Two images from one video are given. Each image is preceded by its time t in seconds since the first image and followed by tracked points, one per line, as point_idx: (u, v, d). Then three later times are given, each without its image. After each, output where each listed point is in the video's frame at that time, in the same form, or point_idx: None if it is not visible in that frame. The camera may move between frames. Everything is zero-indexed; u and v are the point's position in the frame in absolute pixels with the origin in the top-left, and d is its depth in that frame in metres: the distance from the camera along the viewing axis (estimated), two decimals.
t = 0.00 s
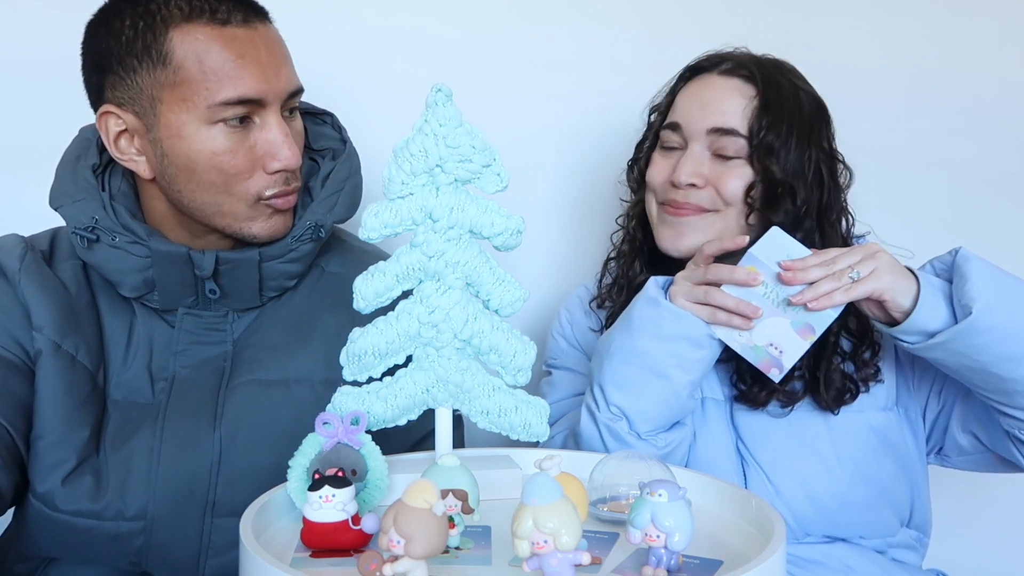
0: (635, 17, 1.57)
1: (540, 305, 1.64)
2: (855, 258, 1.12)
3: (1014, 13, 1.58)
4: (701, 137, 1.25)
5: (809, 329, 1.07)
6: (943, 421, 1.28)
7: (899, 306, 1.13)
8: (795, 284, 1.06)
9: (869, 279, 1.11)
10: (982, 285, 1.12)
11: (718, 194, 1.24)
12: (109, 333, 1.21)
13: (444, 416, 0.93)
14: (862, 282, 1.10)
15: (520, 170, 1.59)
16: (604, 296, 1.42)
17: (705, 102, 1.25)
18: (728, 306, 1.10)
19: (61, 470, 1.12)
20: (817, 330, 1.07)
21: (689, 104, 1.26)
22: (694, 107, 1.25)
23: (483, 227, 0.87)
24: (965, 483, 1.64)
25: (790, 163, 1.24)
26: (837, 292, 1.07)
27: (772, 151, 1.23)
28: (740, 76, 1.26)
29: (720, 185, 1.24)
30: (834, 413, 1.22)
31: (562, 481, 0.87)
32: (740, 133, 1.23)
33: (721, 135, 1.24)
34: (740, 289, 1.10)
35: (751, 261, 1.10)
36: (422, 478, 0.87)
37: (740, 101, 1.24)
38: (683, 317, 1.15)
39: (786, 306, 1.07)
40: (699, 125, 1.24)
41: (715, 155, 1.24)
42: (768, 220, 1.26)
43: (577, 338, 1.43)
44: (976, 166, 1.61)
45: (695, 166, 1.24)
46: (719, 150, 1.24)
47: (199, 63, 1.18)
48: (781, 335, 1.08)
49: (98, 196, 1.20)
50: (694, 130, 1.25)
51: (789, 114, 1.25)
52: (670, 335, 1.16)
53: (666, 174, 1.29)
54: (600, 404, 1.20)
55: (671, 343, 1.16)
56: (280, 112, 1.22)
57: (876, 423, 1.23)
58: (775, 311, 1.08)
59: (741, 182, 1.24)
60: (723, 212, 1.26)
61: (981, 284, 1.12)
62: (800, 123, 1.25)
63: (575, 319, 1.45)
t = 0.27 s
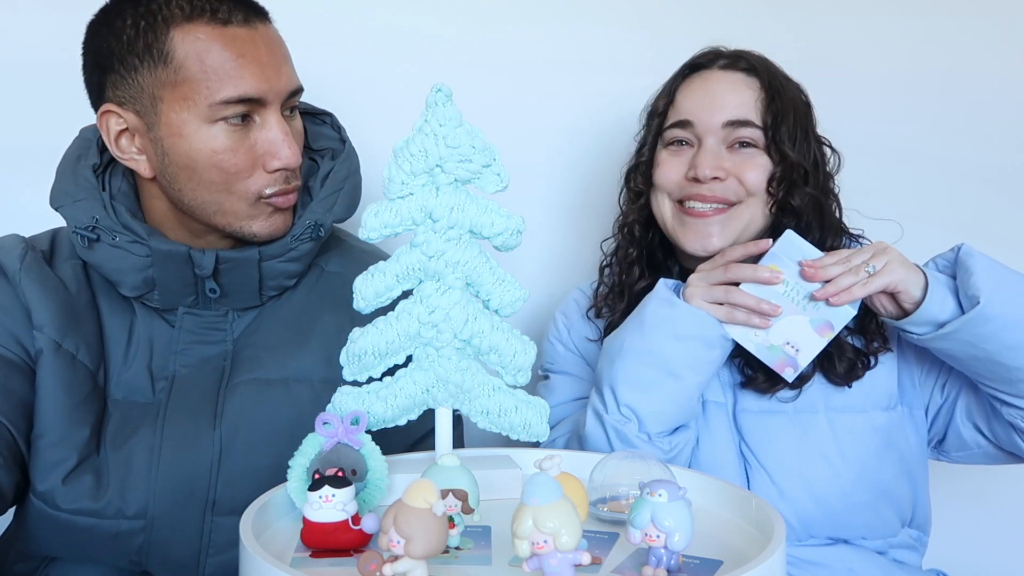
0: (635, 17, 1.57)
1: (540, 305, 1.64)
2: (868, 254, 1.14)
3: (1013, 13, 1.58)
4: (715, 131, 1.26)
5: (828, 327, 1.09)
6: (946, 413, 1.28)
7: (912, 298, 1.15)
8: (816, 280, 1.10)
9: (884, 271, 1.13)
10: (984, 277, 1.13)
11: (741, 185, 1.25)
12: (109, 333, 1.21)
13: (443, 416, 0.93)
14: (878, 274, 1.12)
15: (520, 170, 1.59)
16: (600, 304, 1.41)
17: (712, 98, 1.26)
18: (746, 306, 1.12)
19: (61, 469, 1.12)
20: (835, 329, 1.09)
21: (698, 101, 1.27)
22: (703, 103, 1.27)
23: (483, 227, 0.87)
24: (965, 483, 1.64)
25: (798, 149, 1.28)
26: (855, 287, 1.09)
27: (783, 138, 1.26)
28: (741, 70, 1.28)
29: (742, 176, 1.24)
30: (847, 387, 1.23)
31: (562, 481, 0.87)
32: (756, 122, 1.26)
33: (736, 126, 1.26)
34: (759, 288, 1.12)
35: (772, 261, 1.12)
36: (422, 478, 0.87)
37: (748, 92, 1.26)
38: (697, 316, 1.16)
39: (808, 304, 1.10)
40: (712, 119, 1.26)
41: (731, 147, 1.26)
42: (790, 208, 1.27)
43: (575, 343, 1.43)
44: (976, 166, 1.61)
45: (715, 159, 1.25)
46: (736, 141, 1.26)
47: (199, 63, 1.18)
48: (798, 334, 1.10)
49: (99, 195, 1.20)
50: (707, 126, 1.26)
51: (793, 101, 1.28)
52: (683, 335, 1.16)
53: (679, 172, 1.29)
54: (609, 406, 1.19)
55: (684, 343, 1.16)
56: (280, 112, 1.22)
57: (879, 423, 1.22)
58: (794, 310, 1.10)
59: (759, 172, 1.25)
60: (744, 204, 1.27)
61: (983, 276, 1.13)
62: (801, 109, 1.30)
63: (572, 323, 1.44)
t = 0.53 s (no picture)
0: (635, 17, 1.57)
1: (540, 305, 1.64)
2: (859, 257, 1.14)
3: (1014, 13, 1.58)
4: (709, 135, 1.26)
5: (818, 331, 1.08)
6: (941, 413, 1.28)
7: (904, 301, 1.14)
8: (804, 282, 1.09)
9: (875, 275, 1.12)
10: (976, 276, 1.13)
11: (737, 187, 1.25)
12: (109, 333, 1.21)
13: (443, 416, 0.93)
14: (869, 278, 1.12)
15: (520, 170, 1.59)
16: (592, 305, 1.41)
17: (706, 101, 1.26)
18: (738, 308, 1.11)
19: (61, 469, 1.12)
20: (824, 334, 1.08)
21: (692, 104, 1.27)
22: (697, 107, 1.27)
23: (483, 227, 0.87)
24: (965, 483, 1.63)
25: (794, 150, 1.28)
26: (846, 292, 1.09)
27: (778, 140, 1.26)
28: (734, 71, 1.28)
29: (738, 179, 1.25)
30: (841, 385, 1.23)
31: (562, 481, 0.87)
32: (750, 125, 1.26)
33: (731, 130, 1.25)
34: (750, 292, 1.11)
35: (762, 264, 1.11)
36: (422, 478, 0.87)
37: (742, 95, 1.26)
38: (687, 317, 1.16)
39: (797, 307, 1.09)
40: (707, 123, 1.26)
41: (726, 151, 1.26)
42: (786, 210, 1.27)
43: (571, 344, 1.42)
44: (977, 166, 1.61)
45: (711, 164, 1.25)
46: (731, 144, 1.26)
47: (199, 63, 1.18)
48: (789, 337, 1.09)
49: (99, 195, 1.20)
50: (701, 130, 1.26)
51: (787, 102, 1.29)
52: (674, 336, 1.16)
53: (675, 177, 1.29)
54: (600, 408, 1.19)
55: (674, 344, 1.16)
56: (280, 111, 1.22)
57: (876, 421, 1.23)
58: (785, 313, 1.10)
59: (755, 173, 1.26)
60: (741, 207, 1.27)
61: (974, 275, 1.13)
62: (794, 109, 1.30)
63: (567, 325, 1.44)
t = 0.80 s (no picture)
0: (636, 17, 1.57)
1: (540, 305, 1.64)
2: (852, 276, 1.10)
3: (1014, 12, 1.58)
4: (707, 137, 1.26)
5: (804, 350, 1.07)
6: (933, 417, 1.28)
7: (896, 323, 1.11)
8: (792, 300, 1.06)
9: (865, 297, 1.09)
10: (961, 303, 1.09)
11: (736, 189, 1.25)
12: (110, 332, 1.21)
13: (444, 416, 0.93)
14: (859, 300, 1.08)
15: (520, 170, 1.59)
16: (591, 308, 1.41)
17: (702, 102, 1.26)
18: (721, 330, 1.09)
19: (61, 468, 1.12)
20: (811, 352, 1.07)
21: (688, 106, 1.27)
22: (694, 109, 1.26)
23: (483, 227, 0.87)
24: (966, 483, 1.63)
25: (789, 149, 1.28)
26: (834, 313, 1.06)
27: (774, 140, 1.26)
28: (729, 72, 1.28)
29: (736, 180, 1.24)
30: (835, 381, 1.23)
31: (562, 481, 0.87)
32: (745, 126, 1.26)
33: (728, 131, 1.25)
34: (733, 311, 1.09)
35: (745, 283, 1.08)
36: (422, 478, 0.87)
37: (738, 95, 1.26)
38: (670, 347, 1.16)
39: (781, 326, 1.08)
40: (704, 125, 1.26)
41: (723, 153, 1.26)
42: (782, 210, 1.28)
43: (564, 347, 1.42)
44: (977, 166, 1.61)
45: (708, 166, 1.24)
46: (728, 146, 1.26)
47: (199, 62, 1.18)
48: (776, 357, 1.08)
49: (100, 193, 1.20)
50: (698, 131, 1.26)
51: (782, 101, 1.28)
52: (658, 367, 1.16)
53: (673, 179, 1.28)
54: (587, 435, 1.20)
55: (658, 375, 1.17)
56: (280, 111, 1.22)
57: (871, 420, 1.23)
58: (770, 332, 1.08)
59: (753, 174, 1.25)
60: (740, 208, 1.27)
61: (959, 302, 1.10)
62: (789, 108, 1.30)
63: (562, 329, 1.44)
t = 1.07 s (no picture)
0: (635, 17, 1.57)
1: (540, 305, 1.64)
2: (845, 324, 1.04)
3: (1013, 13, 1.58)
4: (732, 149, 1.24)
5: (792, 378, 1.02)
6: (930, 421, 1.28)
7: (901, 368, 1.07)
8: (776, 342, 0.98)
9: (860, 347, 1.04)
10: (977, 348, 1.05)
11: (760, 198, 1.25)
12: (110, 331, 1.21)
13: (443, 417, 0.93)
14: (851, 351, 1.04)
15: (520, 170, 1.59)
16: (598, 308, 1.40)
17: (726, 112, 1.24)
18: (704, 375, 1.04)
19: (62, 467, 1.11)
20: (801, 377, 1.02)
21: (713, 117, 1.24)
22: (719, 120, 1.24)
23: (483, 227, 0.87)
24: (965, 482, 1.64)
25: (805, 153, 1.29)
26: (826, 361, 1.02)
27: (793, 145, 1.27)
28: (748, 79, 1.27)
29: (761, 189, 1.25)
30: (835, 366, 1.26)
31: (562, 481, 0.87)
32: (769, 135, 1.25)
33: (753, 143, 1.24)
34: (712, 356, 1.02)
35: (719, 328, 0.98)
36: (422, 478, 0.87)
37: (761, 104, 1.25)
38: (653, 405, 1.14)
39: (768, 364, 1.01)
40: (729, 136, 1.24)
41: (747, 163, 1.24)
42: (799, 210, 1.30)
43: (564, 348, 1.43)
44: (976, 166, 1.61)
45: (736, 177, 1.23)
46: (751, 158, 1.24)
47: (200, 62, 1.18)
48: (767, 389, 1.05)
49: (102, 192, 1.20)
50: (724, 142, 1.24)
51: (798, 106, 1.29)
52: (641, 424, 1.14)
53: (698, 191, 1.27)
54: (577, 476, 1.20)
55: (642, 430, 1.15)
56: (281, 110, 1.22)
57: (874, 416, 1.23)
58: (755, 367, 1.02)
59: (775, 182, 1.26)
60: (762, 215, 1.27)
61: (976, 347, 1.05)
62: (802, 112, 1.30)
63: (563, 331, 1.43)
